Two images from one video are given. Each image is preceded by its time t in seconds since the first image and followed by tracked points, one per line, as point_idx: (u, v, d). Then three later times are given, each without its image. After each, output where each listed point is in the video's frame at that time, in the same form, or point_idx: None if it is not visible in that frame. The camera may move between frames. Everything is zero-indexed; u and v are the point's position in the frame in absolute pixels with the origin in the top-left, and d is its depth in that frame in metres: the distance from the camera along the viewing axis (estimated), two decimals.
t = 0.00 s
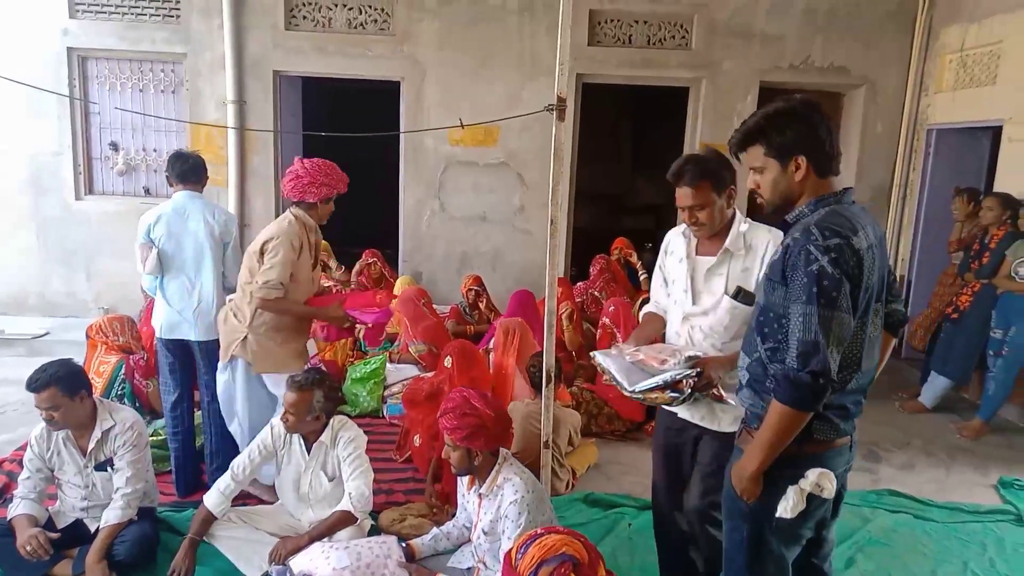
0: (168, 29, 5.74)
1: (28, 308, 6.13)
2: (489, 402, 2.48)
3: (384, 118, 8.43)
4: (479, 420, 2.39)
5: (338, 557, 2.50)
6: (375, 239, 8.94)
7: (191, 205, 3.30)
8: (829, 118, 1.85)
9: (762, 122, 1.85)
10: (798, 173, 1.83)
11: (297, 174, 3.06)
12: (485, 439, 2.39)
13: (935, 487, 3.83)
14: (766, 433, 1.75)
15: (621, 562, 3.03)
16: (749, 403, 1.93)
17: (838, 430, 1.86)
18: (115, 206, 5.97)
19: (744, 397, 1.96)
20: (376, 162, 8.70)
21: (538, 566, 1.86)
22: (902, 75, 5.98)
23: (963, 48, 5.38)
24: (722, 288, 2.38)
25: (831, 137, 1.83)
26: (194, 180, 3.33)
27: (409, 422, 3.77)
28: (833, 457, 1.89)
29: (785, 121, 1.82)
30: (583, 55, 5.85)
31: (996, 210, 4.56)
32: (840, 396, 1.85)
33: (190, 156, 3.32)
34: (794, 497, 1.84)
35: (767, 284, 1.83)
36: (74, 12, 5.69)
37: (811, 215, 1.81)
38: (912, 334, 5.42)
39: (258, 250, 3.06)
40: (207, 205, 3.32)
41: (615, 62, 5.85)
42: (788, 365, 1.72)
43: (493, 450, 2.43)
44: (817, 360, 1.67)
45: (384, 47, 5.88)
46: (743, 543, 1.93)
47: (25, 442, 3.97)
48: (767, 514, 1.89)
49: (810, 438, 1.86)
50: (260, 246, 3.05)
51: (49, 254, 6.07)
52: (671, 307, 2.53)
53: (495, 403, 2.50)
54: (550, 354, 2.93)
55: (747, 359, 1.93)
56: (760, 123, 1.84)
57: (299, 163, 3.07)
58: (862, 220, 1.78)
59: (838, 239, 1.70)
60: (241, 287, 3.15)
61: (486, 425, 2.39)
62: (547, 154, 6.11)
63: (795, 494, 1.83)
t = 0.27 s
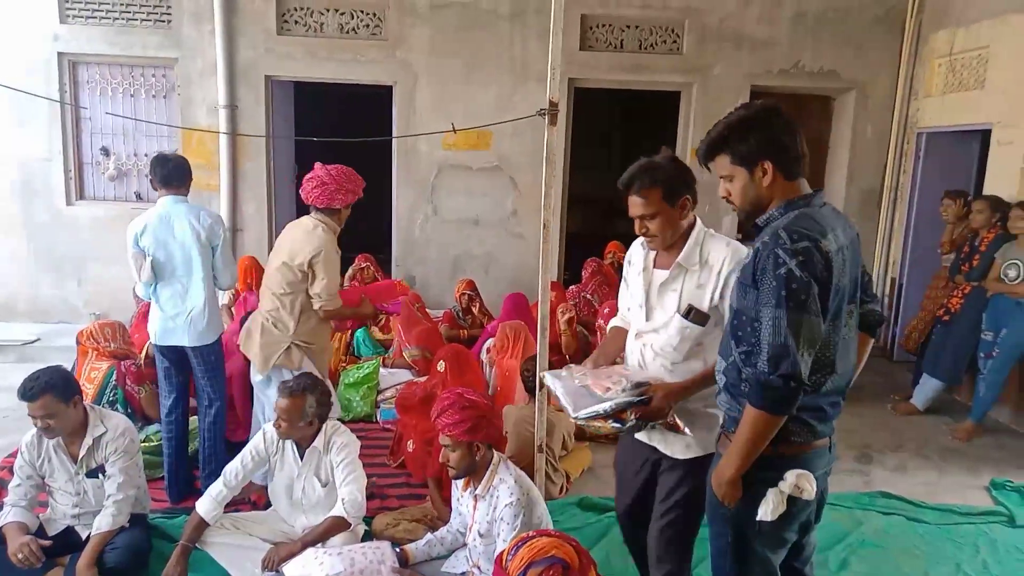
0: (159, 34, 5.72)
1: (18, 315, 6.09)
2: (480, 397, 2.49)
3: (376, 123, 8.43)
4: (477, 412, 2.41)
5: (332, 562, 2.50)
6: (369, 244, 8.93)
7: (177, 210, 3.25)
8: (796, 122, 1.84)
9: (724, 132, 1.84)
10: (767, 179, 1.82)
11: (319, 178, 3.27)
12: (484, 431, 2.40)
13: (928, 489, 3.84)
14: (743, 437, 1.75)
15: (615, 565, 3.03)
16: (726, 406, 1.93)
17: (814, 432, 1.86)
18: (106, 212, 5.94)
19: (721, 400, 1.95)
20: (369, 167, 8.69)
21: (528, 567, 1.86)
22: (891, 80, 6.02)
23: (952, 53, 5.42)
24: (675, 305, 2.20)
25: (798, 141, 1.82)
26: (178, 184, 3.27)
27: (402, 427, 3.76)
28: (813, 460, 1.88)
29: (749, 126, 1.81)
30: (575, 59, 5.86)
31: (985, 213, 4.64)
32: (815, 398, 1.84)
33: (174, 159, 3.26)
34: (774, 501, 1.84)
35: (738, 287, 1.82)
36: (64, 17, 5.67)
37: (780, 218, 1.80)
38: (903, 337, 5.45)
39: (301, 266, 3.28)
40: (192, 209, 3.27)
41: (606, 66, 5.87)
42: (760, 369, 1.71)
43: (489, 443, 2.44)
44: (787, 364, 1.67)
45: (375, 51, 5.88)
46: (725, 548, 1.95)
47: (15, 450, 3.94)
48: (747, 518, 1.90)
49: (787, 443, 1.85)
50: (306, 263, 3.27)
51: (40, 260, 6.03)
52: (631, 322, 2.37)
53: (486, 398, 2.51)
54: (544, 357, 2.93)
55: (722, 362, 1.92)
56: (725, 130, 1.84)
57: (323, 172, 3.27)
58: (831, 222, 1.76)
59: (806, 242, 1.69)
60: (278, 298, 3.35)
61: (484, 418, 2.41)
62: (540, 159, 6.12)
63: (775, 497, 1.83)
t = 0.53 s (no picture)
0: (149, 40, 5.71)
1: (7, 322, 6.05)
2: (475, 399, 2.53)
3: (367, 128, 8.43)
4: (480, 411, 2.45)
5: (326, 569, 2.49)
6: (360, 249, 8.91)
7: (165, 218, 3.24)
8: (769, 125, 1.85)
9: (699, 136, 1.84)
10: (741, 182, 1.83)
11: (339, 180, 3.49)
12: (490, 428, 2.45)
13: (919, 491, 3.86)
14: (719, 440, 1.76)
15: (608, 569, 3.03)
16: (704, 410, 1.94)
17: (791, 435, 1.86)
18: (96, 218, 5.92)
19: (699, 404, 1.96)
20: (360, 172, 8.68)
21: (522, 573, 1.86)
22: (880, 83, 6.06)
23: (939, 56, 5.47)
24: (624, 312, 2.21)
25: (771, 143, 1.83)
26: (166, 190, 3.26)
27: (394, 433, 3.75)
28: (792, 462, 1.89)
29: (722, 129, 1.82)
30: (566, 64, 5.87)
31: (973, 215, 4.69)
32: (791, 400, 1.85)
33: (163, 165, 3.25)
34: (752, 504, 1.84)
35: (713, 291, 1.83)
36: (53, 23, 5.65)
37: (753, 222, 1.81)
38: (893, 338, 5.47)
39: (340, 270, 3.47)
40: (180, 216, 3.25)
41: (597, 71, 5.89)
42: (734, 373, 1.72)
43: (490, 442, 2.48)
44: (760, 367, 1.67)
45: (366, 56, 5.87)
46: (708, 552, 1.95)
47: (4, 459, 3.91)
48: (727, 522, 1.90)
49: (764, 445, 1.87)
50: (345, 267, 3.47)
51: (29, 267, 5.99)
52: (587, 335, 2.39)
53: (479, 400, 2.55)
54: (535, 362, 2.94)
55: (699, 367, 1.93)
56: (699, 133, 1.84)
57: (343, 175, 3.47)
58: (804, 225, 1.77)
59: (777, 245, 1.70)
60: (315, 301, 3.52)
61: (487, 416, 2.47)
62: (531, 163, 6.12)
63: (753, 501, 1.83)
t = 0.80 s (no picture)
0: (140, 29, 5.66)
1: (3, 315, 6.04)
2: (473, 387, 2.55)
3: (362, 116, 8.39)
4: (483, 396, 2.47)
5: (325, 557, 2.49)
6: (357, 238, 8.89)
7: (159, 210, 3.22)
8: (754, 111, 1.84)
9: (683, 119, 1.82)
10: (723, 166, 1.82)
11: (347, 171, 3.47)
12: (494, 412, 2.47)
13: (915, 473, 3.88)
14: (703, 430, 1.76)
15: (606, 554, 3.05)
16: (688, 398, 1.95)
17: (775, 423, 1.88)
18: (91, 210, 5.89)
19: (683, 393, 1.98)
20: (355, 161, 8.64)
21: (535, 560, 1.72)
22: (876, 67, 6.04)
23: (935, 39, 5.45)
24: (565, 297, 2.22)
25: (756, 129, 1.83)
26: (160, 181, 3.24)
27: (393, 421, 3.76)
28: (775, 449, 1.91)
29: (707, 113, 1.80)
30: (560, 50, 5.84)
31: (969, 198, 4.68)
32: (774, 388, 1.86)
33: (157, 154, 3.22)
34: (736, 492, 1.86)
35: (696, 281, 1.84)
36: (43, 13, 5.60)
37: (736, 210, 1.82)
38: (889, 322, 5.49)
39: (362, 257, 3.48)
40: (174, 207, 3.24)
41: (592, 56, 5.86)
42: (717, 364, 1.72)
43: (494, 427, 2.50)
44: (743, 358, 1.68)
45: (360, 44, 5.84)
46: (699, 540, 1.96)
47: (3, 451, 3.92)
48: (714, 510, 1.92)
49: (748, 434, 1.88)
50: (367, 254, 3.48)
51: (25, 260, 5.98)
52: (532, 323, 2.41)
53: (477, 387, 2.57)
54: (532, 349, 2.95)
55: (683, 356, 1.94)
56: (684, 116, 1.82)
57: (351, 164, 3.45)
58: (787, 213, 1.78)
59: (760, 235, 1.70)
60: (337, 289, 3.51)
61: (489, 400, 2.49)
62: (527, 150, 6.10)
63: (737, 489, 1.85)
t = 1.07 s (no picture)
0: (129, 6, 5.57)
1: None
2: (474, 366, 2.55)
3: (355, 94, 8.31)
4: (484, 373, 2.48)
5: (325, 535, 2.51)
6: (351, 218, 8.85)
7: (152, 192, 3.20)
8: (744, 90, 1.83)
9: (674, 91, 1.81)
10: (710, 145, 1.82)
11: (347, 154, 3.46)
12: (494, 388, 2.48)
13: (908, 447, 3.92)
14: (685, 412, 1.77)
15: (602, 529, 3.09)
16: (670, 380, 1.96)
17: (755, 405, 1.90)
18: (83, 190, 5.85)
19: (665, 374, 1.99)
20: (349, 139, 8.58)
21: (549, 539, 1.63)
22: (872, 41, 6.00)
23: (932, 12, 5.42)
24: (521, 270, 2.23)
25: (744, 109, 1.82)
26: (152, 163, 3.20)
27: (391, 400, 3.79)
28: (757, 430, 1.94)
29: (697, 91, 1.79)
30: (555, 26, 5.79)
31: (963, 172, 4.69)
32: (755, 371, 1.88)
33: (151, 136, 3.19)
34: (720, 473, 1.88)
35: (679, 263, 1.84)
36: None
37: (720, 192, 1.81)
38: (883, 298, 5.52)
39: (366, 239, 3.50)
40: (167, 190, 3.21)
41: (587, 32, 5.81)
42: (698, 349, 1.73)
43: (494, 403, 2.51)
44: (723, 343, 1.68)
45: (352, 21, 5.77)
46: (687, 520, 1.97)
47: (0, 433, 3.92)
48: (698, 491, 1.94)
49: (728, 415, 1.90)
50: (371, 236, 3.51)
51: (18, 241, 5.95)
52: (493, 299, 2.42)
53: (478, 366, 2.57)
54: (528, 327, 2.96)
55: (666, 338, 1.96)
56: (675, 91, 1.81)
57: (351, 148, 3.44)
58: (770, 197, 1.78)
59: (742, 218, 1.70)
60: (343, 272, 3.54)
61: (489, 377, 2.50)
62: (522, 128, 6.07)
63: (720, 470, 1.88)
